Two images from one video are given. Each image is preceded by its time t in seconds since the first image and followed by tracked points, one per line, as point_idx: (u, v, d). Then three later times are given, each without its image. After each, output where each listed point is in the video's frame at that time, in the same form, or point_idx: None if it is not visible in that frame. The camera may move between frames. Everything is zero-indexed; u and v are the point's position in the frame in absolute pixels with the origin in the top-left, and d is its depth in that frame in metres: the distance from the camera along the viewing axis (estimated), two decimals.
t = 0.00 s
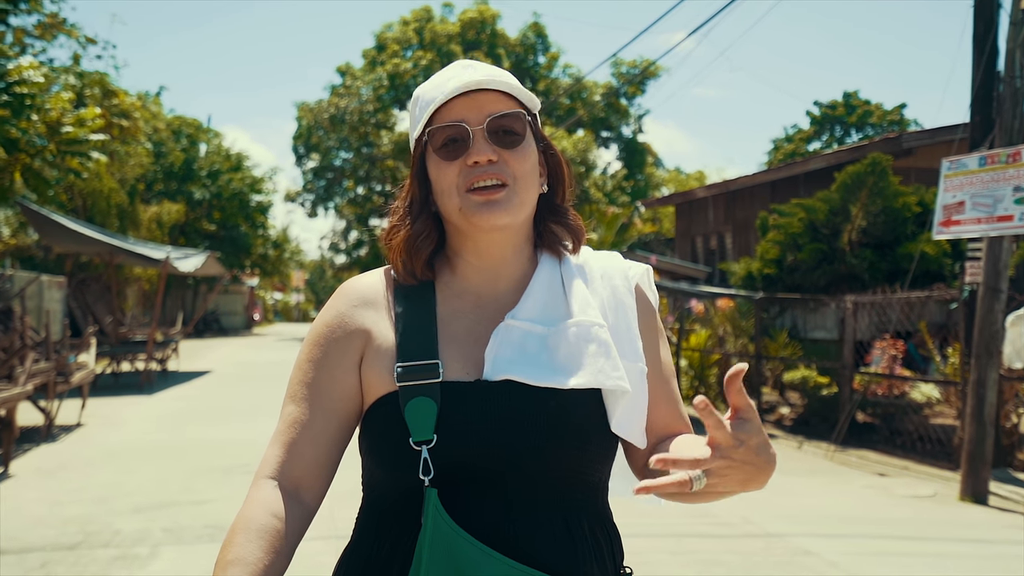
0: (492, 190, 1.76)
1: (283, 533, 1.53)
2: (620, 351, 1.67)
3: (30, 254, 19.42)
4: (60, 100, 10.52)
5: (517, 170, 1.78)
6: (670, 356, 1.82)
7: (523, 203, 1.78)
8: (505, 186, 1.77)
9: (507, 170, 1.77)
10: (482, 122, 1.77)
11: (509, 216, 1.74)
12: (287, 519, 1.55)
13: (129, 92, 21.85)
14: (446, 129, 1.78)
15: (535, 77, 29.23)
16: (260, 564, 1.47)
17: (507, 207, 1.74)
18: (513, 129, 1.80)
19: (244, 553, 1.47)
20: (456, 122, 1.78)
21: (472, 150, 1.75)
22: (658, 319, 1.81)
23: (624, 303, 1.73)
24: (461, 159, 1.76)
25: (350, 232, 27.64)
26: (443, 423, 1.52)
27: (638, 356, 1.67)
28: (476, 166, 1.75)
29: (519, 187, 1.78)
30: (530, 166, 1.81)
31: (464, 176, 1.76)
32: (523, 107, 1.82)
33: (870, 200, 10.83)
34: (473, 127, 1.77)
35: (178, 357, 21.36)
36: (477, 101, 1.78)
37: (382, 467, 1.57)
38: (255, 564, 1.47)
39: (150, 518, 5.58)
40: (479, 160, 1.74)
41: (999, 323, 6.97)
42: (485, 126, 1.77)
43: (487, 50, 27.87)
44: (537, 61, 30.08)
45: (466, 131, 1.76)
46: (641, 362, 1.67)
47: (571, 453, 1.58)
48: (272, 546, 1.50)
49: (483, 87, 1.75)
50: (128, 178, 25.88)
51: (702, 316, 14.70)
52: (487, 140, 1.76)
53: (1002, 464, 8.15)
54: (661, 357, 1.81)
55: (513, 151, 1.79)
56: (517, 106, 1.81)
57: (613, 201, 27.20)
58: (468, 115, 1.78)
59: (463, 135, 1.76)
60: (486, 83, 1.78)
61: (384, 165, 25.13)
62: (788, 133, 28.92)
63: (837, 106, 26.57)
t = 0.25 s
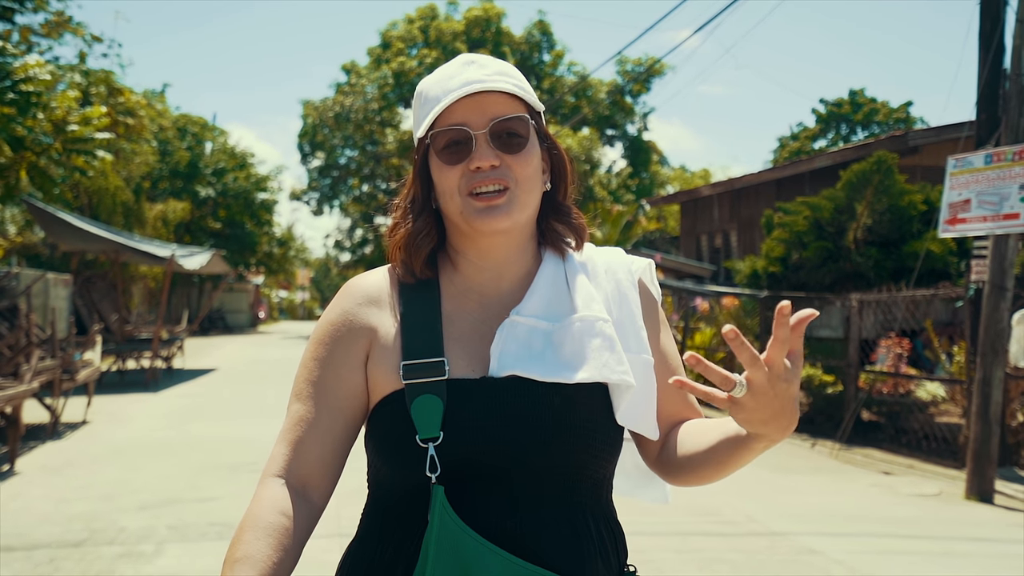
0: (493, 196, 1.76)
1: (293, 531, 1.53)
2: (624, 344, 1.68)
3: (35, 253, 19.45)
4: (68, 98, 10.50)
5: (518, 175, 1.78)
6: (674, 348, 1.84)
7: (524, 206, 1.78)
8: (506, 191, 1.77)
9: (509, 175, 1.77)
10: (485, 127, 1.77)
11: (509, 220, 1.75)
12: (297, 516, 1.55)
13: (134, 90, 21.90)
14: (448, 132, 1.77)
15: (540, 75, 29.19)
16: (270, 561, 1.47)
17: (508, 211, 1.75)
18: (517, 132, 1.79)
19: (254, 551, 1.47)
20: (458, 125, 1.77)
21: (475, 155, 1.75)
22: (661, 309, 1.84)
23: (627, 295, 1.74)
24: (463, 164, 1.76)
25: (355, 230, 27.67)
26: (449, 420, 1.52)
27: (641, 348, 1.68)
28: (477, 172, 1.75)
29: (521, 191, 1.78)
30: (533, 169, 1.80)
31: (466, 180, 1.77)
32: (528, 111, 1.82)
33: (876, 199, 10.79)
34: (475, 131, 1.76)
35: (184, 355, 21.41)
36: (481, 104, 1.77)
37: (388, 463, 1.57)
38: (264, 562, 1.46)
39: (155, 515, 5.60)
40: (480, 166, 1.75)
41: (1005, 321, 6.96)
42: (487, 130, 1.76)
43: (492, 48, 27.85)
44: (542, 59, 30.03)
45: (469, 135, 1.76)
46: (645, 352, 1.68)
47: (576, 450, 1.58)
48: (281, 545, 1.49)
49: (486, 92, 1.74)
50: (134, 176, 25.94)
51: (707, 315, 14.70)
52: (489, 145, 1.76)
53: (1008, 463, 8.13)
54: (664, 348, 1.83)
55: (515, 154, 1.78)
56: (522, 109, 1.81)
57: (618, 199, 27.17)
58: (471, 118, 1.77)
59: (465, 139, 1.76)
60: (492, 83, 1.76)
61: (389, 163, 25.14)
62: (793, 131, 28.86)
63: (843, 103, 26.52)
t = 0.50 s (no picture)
0: (494, 201, 1.75)
1: (305, 529, 1.52)
2: (629, 343, 1.67)
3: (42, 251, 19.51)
4: (73, 98, 10.49)
5: (519, 180, 1.77)
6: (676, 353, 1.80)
7: (525, 211, 1.77)
8: (506, 198, 1.76)
9: (509, 181, 1.76)
10: (486, 132, 1.76)
11: (511, 227, 1.74)
12: (309, 515, 1.54)
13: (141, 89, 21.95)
14: (448, 139, 1.77)
15: (546, 74, 29.16)
16: (282, 561, 1.46)
17: (509, 217, 1.74)
18: (517, 137, 1.78)
19: (266, 550, 1.46)
20: (458, 132, 1.77)
21: (475, 161, 1.74)
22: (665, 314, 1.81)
23: (631, 296, 1.73)
24: (464, 170, 1.76)
25: (361, 229, 27.70)
26: (459, 420, 1.52)
27: (645, 348, 1.67)
28: (478, 178, 1.75)
29: (523, 196, 1.78)
30: (533, 173, 1.79)
31: (468, 187, 1.76)
32: (529, 114, 1.80)
33: (882, 198, 10.78)
34: (475, 138, 1.76)
35: (190, 354, 21.47)
36: (481, 110, 1.76)
37: (398, 463, 1.56)
38: (277, 561, 1.46)
39: (161, 514, 5.60)
40: (481, 174, 1.74)
41: (1012, 321, 6.95)
42: (487, 136, 1.76)
43: (497, 47, 27.84)
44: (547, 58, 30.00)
45: (469, 141, 1.76)
46: (648, 353, 1.67)
47: (583, 448, 1.58)
48: (293, 543, 1.49)
49: (485, 98, 1.73)
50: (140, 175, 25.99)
51: (713, 314, 14.68)
52: (489, 151, 1.75)
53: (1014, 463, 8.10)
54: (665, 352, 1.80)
55: (515, 160, 1.77)
56: (523, 114, 1.79)
57: (623, 198, 27.14)
58: (471, 123, 1.77)
59: (465, 146, 1.76)
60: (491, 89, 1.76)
61: (395, 162, 25.15)
62: (799, 129, 28.78)
63: (849, 102, 26.45)
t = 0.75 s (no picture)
0: (486, 207, 1.76)
1: (306, 534, 1.52)
2: (625, 347, 1.68)
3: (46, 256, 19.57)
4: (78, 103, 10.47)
5: (511, 183, 1.77)
6: (670, 357, 1.79)
7: (518, 214, 1.77)
8: (498, 202, 1.76)
9: (500, 186, 1.76)
10: (476, 136, 1.76)
11: (503, 228, 1.74)
12: (310, 520, 1.54)
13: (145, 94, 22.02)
14: (441, 143, 1.78)
15: (549, 78, 29.19)
16: (284, 564, 1.45)
17: (501, 220, 1.74)
18: (507, 140, 1.77)
19: (269, 553, 1.45)
20: (450, 136, 1.78)
21: (466, 166, 1.75)
22: (661, 319, 1.81)
23: (627, 300, 1.73)
24: (456, 175, 1.76)
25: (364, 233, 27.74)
26: (456, 424, 1.52)
27: (641, 351, 1.68)
28: (469, 182, 1.75)
29: (516, 201, 1.78)
30: (525, 177, 1.79)
31: (460, 192, 1.77)
32: (521, 118, 1.80)
33: (885, 201, 10.78)
34: (466, 141, 1.76)
35: (193, 358, 21.50)
36: (473, 114, 1.76)
37: (397, 468, 1.56)
38: (281, 563, 1.45)
39: (163, 518, 5.61)
40: (471, 176, 1.74)
41: (1015, 324, 6.89)
42: (478, 139, 1.76)
43: (500, 51, 27.88)
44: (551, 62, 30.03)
45: (460, 145, 1.76)
46: (643, 355, 1.68)
47: (580, 454, 1.58)
48: (295, 547, 1.48)
49: (477, 102, 1.73)
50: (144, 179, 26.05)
51: (716, 318, 14.68)
52: (480, 155, 1.75)
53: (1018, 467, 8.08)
54: (660, 358, 1.80)
55: (507, 163, 1.77)
56: (516, 119, 1.79)
57: (627, 202, 27.16)
58: (463, 127, 1.77)
59: (457, 150, 1.76)
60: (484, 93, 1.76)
61: (398, 167, 25.19)
62: (803, 133, 28.77)
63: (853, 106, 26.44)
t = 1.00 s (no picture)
0: (481, 220, 1.77)
1: (303, 535, 1.53)
2: (622, 352, 1.68)
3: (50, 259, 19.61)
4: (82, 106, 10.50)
5: (506, 197, 1.78)
6: (671, 362, 1.79)
7: (513, 226, 1.78)
8: (493, 215, 1.77)
9: (495, 201, 1.77)
10: (472, 151, 1.77)
11: (498, 241, 1.75)
12: (307, 521, 1.55)
13: (148, 97, 22.08)
14: (436, 156, 1.79)
15: (552, 81, 29.21)
16: (281, 563, 1.46)
17: (496, 234, 1.75)
18: (503, 154, 1.78)
19: (265, 552, 1.46)
20: (445, 150, 1.79)
21: (461, 180, 1.76)
22: (659, 324, 1.81)
23: (625, 305, 1.73)
24: (452, 189, 1.78)
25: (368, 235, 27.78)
26: (452, 427, 1.53)
27: (638, 357, 1.68)
28: (465, 197, 1.76)
29: (511, 213, 1.78)
30: (521, 189, 1.80)
31: (455, 205, 1.78)
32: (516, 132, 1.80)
33: (888, 204, 10.78)
34: (461, 156, 1.77)
35: (197, 360, 21.53)
36: (469, 128, 1.77)
37: (393, 469, 1.57)
38: (277, 563, 1.46)
39: (166, 521, 5.62)
40: (467, 193, 1.76)
41: (1017, 327, 6.89)
42: (473, 154, 1.77)
43: (503, 54, 27.92)
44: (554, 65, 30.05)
45: (455, 159, 1.77)
46: (641, 361, 1.68)
47: (577, 456, 1.58)
48: (293, 547, 1.49)
49: (473, 119, 1.74)
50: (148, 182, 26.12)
51: (719, 320, 14.69)
52: (476, 170, 1.76)
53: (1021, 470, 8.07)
54: (660, 364, 1.79)
55: (503, 177, 1.77)
56: (511, 132, 1.80)
57: (630, 205, 27.15)
58: (458, 143, 1.78)
59: (452, 164, 1.77)
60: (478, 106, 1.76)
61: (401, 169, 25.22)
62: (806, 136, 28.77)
63: (856, 108, 26.43)
